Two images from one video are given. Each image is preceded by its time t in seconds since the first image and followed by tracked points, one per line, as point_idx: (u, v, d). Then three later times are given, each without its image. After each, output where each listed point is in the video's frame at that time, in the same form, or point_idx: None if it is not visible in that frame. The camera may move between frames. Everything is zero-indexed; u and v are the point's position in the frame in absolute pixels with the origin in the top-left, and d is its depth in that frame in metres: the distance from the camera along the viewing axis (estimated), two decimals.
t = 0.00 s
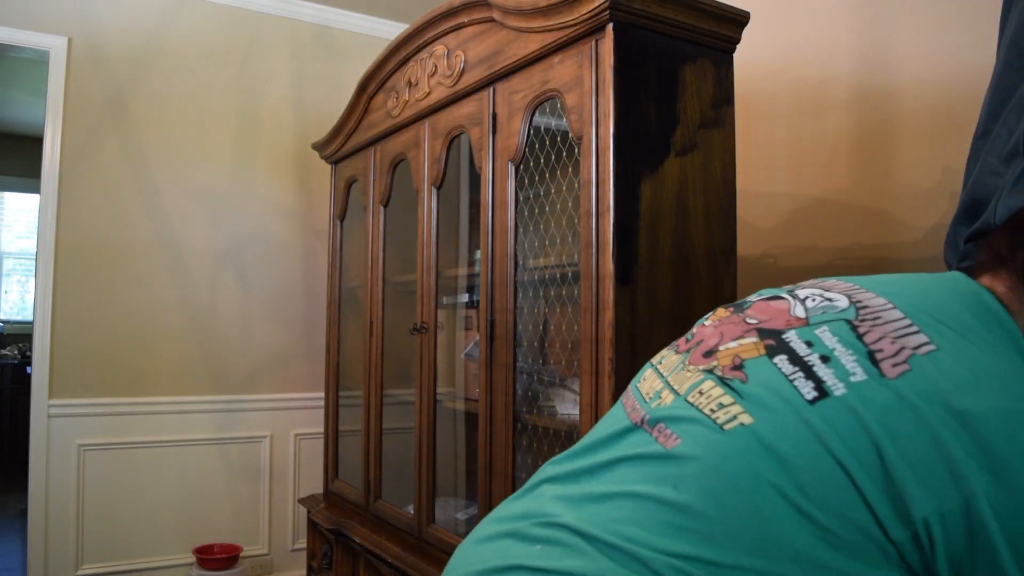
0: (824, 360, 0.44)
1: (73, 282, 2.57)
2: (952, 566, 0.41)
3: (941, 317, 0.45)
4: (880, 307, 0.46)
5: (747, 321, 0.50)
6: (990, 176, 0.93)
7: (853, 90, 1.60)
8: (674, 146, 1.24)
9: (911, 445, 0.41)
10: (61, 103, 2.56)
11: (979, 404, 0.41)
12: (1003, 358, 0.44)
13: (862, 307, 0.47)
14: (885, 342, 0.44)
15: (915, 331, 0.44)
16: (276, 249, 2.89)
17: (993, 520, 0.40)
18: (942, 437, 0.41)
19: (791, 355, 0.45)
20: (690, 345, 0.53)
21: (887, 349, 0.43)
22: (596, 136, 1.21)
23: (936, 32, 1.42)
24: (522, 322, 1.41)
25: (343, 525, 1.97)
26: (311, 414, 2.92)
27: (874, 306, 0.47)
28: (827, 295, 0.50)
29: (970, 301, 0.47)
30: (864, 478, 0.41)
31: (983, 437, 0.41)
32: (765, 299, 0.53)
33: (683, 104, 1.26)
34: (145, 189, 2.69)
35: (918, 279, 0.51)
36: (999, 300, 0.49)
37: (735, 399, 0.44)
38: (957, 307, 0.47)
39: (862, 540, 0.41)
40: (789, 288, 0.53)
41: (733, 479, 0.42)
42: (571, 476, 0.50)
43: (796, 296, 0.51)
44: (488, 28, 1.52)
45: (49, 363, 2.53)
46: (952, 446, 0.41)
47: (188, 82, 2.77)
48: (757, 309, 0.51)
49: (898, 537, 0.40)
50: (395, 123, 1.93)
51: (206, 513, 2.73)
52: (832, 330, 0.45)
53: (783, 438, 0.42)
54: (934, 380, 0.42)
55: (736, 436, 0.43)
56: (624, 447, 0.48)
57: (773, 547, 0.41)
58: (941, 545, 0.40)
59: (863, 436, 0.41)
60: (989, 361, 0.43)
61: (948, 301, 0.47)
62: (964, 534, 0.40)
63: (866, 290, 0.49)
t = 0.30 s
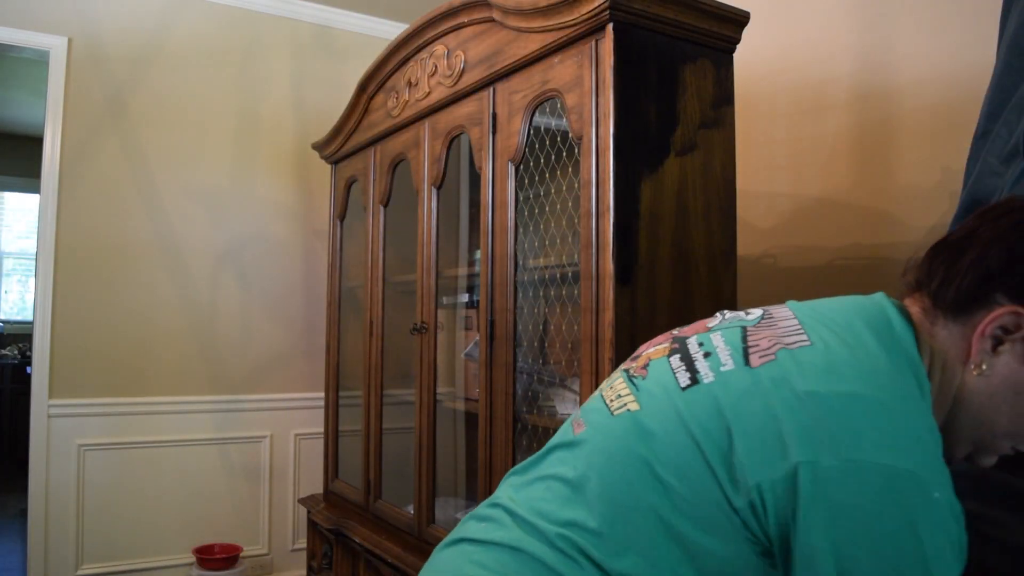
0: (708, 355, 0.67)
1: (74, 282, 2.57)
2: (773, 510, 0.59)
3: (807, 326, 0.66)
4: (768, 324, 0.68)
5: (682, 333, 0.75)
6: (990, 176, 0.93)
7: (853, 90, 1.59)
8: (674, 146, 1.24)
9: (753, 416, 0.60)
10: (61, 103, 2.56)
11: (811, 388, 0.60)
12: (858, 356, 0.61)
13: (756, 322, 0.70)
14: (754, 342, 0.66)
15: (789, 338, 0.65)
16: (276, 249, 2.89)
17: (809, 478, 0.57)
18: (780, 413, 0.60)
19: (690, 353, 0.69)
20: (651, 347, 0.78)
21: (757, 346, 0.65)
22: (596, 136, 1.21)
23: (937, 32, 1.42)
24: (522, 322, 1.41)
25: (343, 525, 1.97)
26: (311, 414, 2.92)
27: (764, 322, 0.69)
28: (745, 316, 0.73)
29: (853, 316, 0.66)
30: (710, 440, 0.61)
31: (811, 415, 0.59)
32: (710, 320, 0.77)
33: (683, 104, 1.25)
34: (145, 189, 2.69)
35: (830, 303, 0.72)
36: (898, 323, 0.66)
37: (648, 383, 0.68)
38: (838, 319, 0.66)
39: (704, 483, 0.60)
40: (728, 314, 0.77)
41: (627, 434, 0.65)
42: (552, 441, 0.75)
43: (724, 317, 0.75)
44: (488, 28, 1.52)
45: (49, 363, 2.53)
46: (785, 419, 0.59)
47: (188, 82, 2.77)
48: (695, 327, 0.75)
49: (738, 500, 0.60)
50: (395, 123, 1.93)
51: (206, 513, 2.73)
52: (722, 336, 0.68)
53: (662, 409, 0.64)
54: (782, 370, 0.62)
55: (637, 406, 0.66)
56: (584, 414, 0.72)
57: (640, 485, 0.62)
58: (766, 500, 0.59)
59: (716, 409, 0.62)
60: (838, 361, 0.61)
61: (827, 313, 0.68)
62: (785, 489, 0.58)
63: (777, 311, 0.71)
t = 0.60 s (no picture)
0: (686, 360, 0.77)
1: (73, 282, 2.57)
2: (687, 488, 0.65)
3: (790, 339, 0.73)
4: (762, 341, 0.76)
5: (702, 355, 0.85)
6: (990, 177, 0.93)
7: (853, 90, 1.59)
8: (674, 146, 1.24)
9: (693, 401, 0.68)
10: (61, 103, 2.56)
11: (751, 377, 0.66)
12: (817, 359, 0.67)
13: (752, 339, 0.78)
14: (728, 350, 0.75)
15: (764, 346, 0.73)
16: (276, 249, 2.89)
17: (722, 454, 0.62)
18: (716, 398, 0.66)
19: (683, 361, 0.78)
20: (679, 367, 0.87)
21: (728, 352, 0.74)
22: (596, 136, 1.21)
23: (937, 32, 1.42)
24: (522, 322, 1.41)
25: (343, 525, 1.97)
26: (311, 414, 2.92)
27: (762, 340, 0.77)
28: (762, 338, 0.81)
29: (843, 335, 0.72)
30: (652, 422, 0.71)
31: (744, 399, 0.64)
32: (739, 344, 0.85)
33: (683, 104, 1.26)
34: (145, 189, 2.69)
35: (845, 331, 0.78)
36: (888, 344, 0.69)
37: (636, 384, 0.80)
38: (824, 336, 0.72)
39: (639, 459, 0.70)
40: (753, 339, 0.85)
41: (600, 422, 0.78)
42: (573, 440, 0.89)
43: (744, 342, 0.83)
44: (488, 28, 1.52)
45: (49, 363, 2.53)
46: (717, 404, 0.66)
47: (188, 82, 2.77)
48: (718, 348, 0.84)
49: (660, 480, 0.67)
50: (395, 123, 1.93)
51: (206, 513, 2.73)
52: (710, 347, 0.78)
53: (631, 401, 0.76)
54: (734, 365, 0.70)
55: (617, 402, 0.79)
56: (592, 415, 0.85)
57: (594, 462, 0.74)
58: (681, 477, 0.65)
59: (668, 397, 0.71)
60: (792, 363, 0.68)
61: (821, 333, 0.74)
62: (698, 468, 0.64)
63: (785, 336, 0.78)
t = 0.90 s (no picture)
0: (700, 355, 0.74)
1: (73, 283, 2.57)
2: (756, 500, 0.64)
3: (803, 326, 0.72)
4: (766, 327, 0.75)
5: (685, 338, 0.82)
6: (990, 177, 0.94)
7: (853, 89, 1.59)
8: (674, 146, 1.24)
9: (736, 410, 0.66)
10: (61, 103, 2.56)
11: (795, 380, 0.65)
12: (848, 351, 0.67)
13: (750, 324, 0.77)
14: (741, 341, 0.73)
15: (780, 337, 0.71)
16: (276, 249, 2.89)
17: (793, 466, 0.62)
18: (764, 405, 0.65)
19: (688, 353, 0.76)
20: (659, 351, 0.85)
21: (747, 346, 0.72)
22: (596, 136, 1.21)
23: (936, 32, 1.42)
24: (522, 322, 1.41)
25: (343, 525, 1.97)
26: (311, 414, 2.92)
27: (762, 326, 0.75)
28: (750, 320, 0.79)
29: (850, 315, 0.72)
30: (692, 433, 0.68)
31: (798, 405, 0.64)
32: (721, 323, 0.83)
33: (683, 104, 1.26)
34: (145, 190, 2.69)
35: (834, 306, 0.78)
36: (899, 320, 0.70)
37: (643, 384, 0.77)
38: (834, 321, 0.72)
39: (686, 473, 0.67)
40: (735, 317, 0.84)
41: (615, 429, 0.74)
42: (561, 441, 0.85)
43: (733, 322, 0.82)
44: (488, 28, 1.52)
45: (49, 363, 2.52)
46: (769, 412, 0.65)
47: (188, 82, 2.77)
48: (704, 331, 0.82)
49: (724, 496, 0.66)
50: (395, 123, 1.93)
51: (207, 513, 2.73)
52: (717, 338, 0.75)
53: (651, 406, 0.73)
54: (768, 364, 0.68)
55: (628, 405, 0.76)
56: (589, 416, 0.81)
57: (623, 474, 0.71)
58: (748, 490, 0.64)
59: (702, 403, 0.69)
60: (825, 356, 0.67)
61: (827, 315, 0.74)
62: (766, 481, 0.63)
63: (781, 316, 0.77)
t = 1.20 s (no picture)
0: (701, 346, 0.74)
1: (74, 282, 2.57)
2: (770, 488, 0.65)
3: (799, 315, 0.73)
4: (758, 317, 0.76)
5: (675, 329, 0.82)
6: (990, 177, 0.93)
7: (853, 89, 1.59)
8: (674, 146, 1.24)
9: (746, 401, 0.67)
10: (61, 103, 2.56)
11: (803, 369, 0.66)
12: (849, 340, 0.68)
13: (743, 314, 0.77)
14: (740, 331, 0.73)
15: (780, 326, 0.72)
16: (276, 249, 2.89)
17: (806, 453, 0.63)
18: (775, 395, 0.66)
19: (685, 345, 0.76)
20: (648, 342, 0.84)
21: (748, 336, 0.72)
22: (596, 136, 1.21)
23: (936, 33, 1.42)
24: (522, 322, 1.41)
25: (343, 525, 1.97)
26: (311, 414, 2.92)
27: (756, 315, 0.76)
28: (739, 309, 0.80)
29: (841, 305, 0.73)
30: (705, 424, 0.68)
31: (808, 394, 0.65)
32: (708, 313, 0.83)
33: (683, 104, 1.26)
34: (145, 189, 2.69)
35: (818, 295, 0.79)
36: (884, 306, 0.73)
37: (645, 377, 0.76)
38: (827, 310, 0.73)
39: (699, 465, 0.67)
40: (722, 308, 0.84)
41: (622, 423, 0.73)
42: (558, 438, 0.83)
43: (722, 312, 0.82)
44: (488, 28, 1.52)
45: (49, 363, 2.52)
46: (780, 400, 0.65)
47: (188, 82, 2.77)
48: (694, 322, 0.82)
49: (737, 484, 0.66)
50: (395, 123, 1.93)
51: (207, 513, 2.73)
52: (715, 329, 0.75)
53: (659, 399, 0.72)
54: (773, 354, 0.68)
55: (632, 398, 0.75)
56: (588, 410, 0.80)
57: (633, 467, 0.70)
58: (763, 479, 0.65)
59: (711, 395, 0.69)
60: (829, 345, 0.68)
61: (817, 304, 0.75)
62: (780, 469, 0.64)
63: (770, 306, 0.78)
